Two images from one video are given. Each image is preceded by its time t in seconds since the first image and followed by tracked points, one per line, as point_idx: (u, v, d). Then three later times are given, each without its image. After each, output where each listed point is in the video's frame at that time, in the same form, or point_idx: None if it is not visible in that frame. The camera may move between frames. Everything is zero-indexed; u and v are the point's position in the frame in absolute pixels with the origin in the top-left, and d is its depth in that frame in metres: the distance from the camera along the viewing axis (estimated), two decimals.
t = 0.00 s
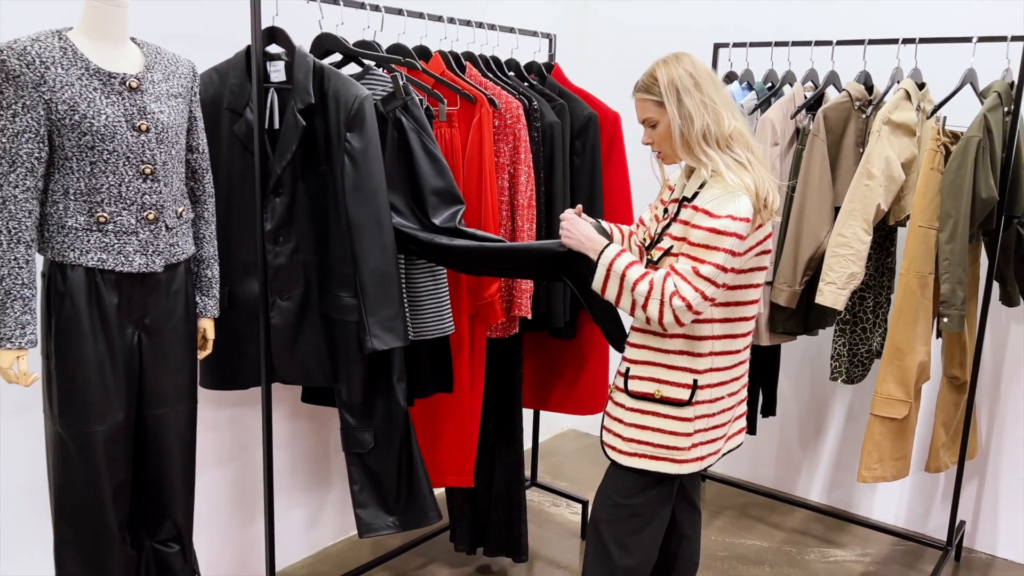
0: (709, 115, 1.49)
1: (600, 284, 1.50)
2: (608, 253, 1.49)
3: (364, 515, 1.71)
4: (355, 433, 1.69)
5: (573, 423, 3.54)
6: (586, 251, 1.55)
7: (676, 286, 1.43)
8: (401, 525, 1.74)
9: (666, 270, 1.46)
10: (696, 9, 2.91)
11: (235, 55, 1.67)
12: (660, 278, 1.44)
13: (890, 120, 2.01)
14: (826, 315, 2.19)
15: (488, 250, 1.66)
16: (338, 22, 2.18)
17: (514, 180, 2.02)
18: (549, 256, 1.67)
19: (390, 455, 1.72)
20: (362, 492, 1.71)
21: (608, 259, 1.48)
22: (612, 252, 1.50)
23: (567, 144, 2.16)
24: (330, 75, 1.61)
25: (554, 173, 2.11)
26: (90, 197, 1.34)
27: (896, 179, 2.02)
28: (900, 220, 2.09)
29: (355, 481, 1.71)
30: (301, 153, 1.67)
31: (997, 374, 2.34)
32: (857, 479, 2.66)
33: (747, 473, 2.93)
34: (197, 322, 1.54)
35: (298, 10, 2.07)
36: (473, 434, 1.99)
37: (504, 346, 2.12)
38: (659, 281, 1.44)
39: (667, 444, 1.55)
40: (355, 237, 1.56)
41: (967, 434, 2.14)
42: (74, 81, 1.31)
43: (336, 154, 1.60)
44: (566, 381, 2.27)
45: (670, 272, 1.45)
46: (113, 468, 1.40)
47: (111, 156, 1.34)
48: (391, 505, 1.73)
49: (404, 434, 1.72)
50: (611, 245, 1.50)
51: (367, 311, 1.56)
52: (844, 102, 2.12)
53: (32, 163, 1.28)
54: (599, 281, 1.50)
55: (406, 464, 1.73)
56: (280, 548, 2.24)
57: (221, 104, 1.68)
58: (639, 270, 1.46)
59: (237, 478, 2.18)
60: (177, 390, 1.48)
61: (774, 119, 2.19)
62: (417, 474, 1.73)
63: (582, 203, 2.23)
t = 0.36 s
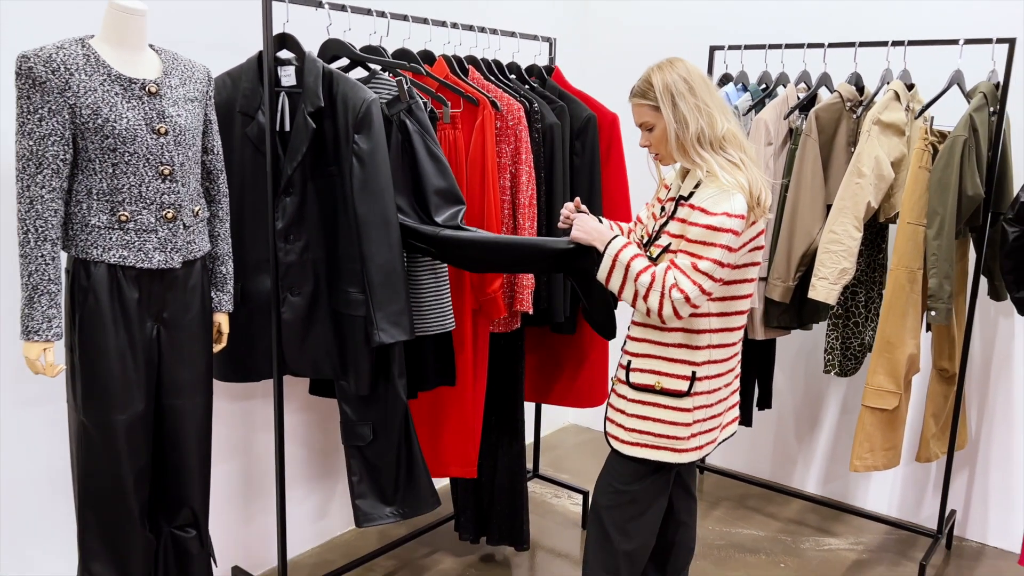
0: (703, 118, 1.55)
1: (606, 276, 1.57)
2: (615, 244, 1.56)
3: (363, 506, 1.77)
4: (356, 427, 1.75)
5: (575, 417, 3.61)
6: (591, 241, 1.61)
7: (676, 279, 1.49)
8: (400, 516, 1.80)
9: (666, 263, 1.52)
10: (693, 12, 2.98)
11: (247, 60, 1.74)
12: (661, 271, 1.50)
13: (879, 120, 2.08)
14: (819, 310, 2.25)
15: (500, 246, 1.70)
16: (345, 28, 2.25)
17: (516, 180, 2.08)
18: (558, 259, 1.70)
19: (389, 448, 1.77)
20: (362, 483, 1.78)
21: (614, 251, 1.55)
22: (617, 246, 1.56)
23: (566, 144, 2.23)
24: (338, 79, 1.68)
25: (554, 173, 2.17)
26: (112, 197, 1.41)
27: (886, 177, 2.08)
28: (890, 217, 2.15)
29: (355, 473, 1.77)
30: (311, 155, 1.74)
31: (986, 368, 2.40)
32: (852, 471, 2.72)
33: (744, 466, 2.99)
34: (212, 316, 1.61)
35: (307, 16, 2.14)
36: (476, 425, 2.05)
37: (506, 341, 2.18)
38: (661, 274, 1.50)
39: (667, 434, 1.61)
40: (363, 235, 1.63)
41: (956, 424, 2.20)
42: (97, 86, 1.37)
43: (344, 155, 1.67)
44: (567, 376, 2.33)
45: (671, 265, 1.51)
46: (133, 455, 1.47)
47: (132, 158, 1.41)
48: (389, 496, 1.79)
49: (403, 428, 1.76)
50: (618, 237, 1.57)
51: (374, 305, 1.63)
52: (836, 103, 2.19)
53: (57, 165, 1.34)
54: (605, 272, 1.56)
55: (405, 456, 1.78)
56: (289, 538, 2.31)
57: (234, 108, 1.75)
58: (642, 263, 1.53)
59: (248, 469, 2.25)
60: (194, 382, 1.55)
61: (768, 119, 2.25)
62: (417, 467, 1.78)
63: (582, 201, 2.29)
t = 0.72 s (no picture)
0: (710, 115, 1.66)
1: (606, 282, 1.64)
2: (612, 252, 1.64)
3: (350, 501, 1.86)
4: (346, 422, 1.84)
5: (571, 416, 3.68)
6: (588, 250, 1.70)
7: (672, 279, 1.57)
8: (384, 513, 1.88)
9: (662, 265, 1.60)
10: (684, 19, 3.05)
11: (252, 69, 1.81)
12: (657, 272, 1.58)
13: (862, 125, 2.15)
14: (807, 309, 2.33)
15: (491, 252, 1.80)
16: (346, 37, 2.33)
17: (511, 183, 2.16)
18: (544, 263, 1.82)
19: (376, 446, 1.85)
20: (349, 479, 1.86)
21: (613, 257, 1.63)
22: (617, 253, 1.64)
23: (560, 149, 2.30)
24: (340, 87, 1.75)
25: (548, 176, 2.25)
26: (125, 201, 1.48)
27: (869, 180, 2.14)
28: (873, 218, 2.22)
29: (344, 468, 1.86)
30: (314, 160, 1.81)
31: (969, 365, 2.48)
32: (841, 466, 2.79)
33: (736, 462, 3.06)
34: (219, 315, 1.68)
35: (309, 27, 2.22)
36: (471, 423, 2.12)
37: (502, 340, 2.26)
38: (658, 275, 1.58)
39: (664, 425, 1.68)
40: (364, 237, 1.70)
41: (939, 419, 2.27)
42: (111, 95, 1.44)
43: (346, 159, 1.74)
44: (561, 374, 2.40)
45: (666, 266, 1.59)
46: (145, 448, 1.54)
47: (144, 164, 1.48)
48: (375, 493, 1.88)
49: (391, 429, 1.85)
50: (615, 246, 1.65)
51: (375, 304, 1.71)
52: (821, 108, 2.26)
53: (74, 170, 1.41)
54: (605, 279, 1.64)
55: (391, 458, 1.87)
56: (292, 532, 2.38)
57: (239, 115, 1.82)
58: (639, 267, 1.61)
59: (253, 465, 2.31)
60: (202, 378, 1.62)
61: (755, 123, 2.32)
62: (400, 466, 1.87)
63: (575, 203, 2.36)
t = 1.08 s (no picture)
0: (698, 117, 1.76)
1: (611, 298, 1.71)
2: (614, 269, 1.71)
3: (342, 493, 1.93)
4: (340, 417, 1.91)
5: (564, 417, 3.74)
6: (594, 274, 1.75)
7: (674, 289, 1.64)
8: (374, 505, 1.94)
9: (662, 274, 1.67)
10: (673, 27, 3.12)
11: (251, 78, 1.87)
12: (659, 283, 1.65)
13: (844, 131, 2.21)
14: (792, 310, 2.38)
15: (480, 263, 1.85)
16: (342, 47, 2.39)
17: (502, 188, 2.21)
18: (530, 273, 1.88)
19: (367, 441, 1.91)
20: (340, 472, 1.93)
21: (618, 275, 1.70)
22: (617, 270, 1.71)
23: (551, 154, 2.36)
24: (336, 95, 1.81)
25: (539, 181, 2.30)
26: (128, 206, 1.53)
27: (851, 184, 2.20)
28: (855, 221, 2.29)
29: (338, 462, 1.92)
30: (311, 166, 1.87)
31: (951, 364, 2.54)
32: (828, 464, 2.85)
33: (726, 461, 3.12)
34: (219, 316, 1.73)
35: (306, 37, 2.28)
36: (463, 422, 2.17)
37: (495, 340, 2.32)
38: (660, 287, 1.65)
39: (665, 419, 1.74)
40: (358, 240, 1.76)
41: (922, 417, 2.33)
42: (115, 104, 1.50)
43: (342, 165, 1.80)
44: (553, 374, 2.45)
45: (667, 277, 1.66)
46: (147, 445, 1.59)
47: (147, 170, 1.53)
48: (366, 487, 1.93)
49: (382, 423, 1.91)
50: (614, 264, 1.72)
51: (369, 305, 1.76)
52: (805, 114, 2.33)
53: (79, 176, 1.46)
54: (610, 296, 1.71)
55: (384, 452, 1.93)
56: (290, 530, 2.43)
57: (237, 122, 1.88)
58: (641, 281, 1.67)
59: (251, 464, 2.36)
60: (202, 377, 1.67)
61: (740, 130, 2.38)
62: (392, 456, 1.93)
63: (566, 207, 2.42)
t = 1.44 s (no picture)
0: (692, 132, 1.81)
1: (608, 306, 1.74)
2: (612, 277, 1.74)
3: (357, 497, 1.93)
4: (352, 423, 1.91)
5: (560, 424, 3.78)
6: (593, 281, 1.79)
7: (671, 297, 1.68)
8: (391, 504, 1.97)
9: (659, 282, 1.71)
10: (665, 39, 3.17)
11: (251, 91, 1.91)
12: (656, 290, 1.69)
13: (832, 141, 2.25)
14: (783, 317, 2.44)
15: (471, 277, 1.90)
16: (340, 60, 2.44)
17: (498, 198, 2.26)
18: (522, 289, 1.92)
19: (379, 446, 1.94)
20: (356, 476, 1.94)
21: (619, 280, 1.73)
22: (615, 277, 1.74)
23: (546, 165, 2.40)
24: (335, 108, 1.85)
25: (534, 191, 2.35)
26: (132, 217, 1.56)
27: (840, 194, 2.24)
28: (844, 230, 2.33)
29: (350, 466, 1.94)
30: (310, 177, 1.91)
31: (940, 370, 2.58)
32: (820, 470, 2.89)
33: (720, 467, 3.16)
34: (220, 324, 1.76)
35: (306, 52, 2.33)
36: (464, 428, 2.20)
37: (491, 348, 2.35)
38: (657, 294, 1.68)
39: (659, 425, 1.77)
40: (357, 249, 1.79)
41: (911, 422, 2.36)
42: (120, 117, 1.53)
43: (341, 177, 1.84)
44: (548, 381, 2.49)
45: (665, 284, 1.70)
46: (149, 451, 1.62)
47: (151, 182, 1.57)
48: (379, 487, 1.96)
49: (394, 426, 1.94)
50: (612, 272, 1.75)
51: (369, 313, 1.79)
52: (794, 125, 2.38)
53: (84, 188, 1.50)
54: (608, 303, 1.74)
55: (396, 452, 1.96)
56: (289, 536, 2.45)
57: (238, 134, 1.92)
58: (640, 288, 1.71)
59: (250, 470, 2.39)
60: (203, 385, 1.70)
61: (731, 140, 2.44)
62: (404, 457, 1.96)
63: (561, 216, 2.46)
